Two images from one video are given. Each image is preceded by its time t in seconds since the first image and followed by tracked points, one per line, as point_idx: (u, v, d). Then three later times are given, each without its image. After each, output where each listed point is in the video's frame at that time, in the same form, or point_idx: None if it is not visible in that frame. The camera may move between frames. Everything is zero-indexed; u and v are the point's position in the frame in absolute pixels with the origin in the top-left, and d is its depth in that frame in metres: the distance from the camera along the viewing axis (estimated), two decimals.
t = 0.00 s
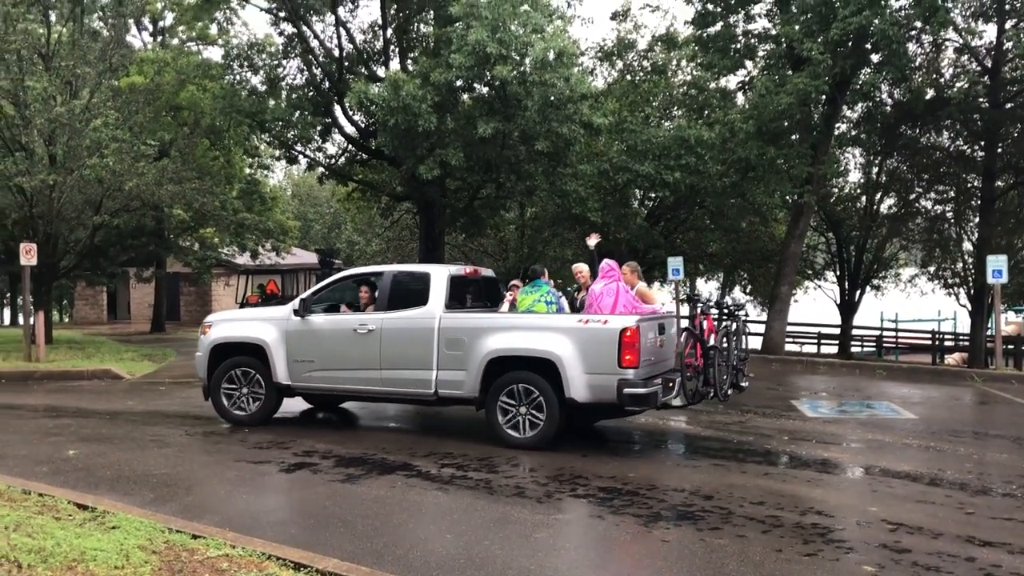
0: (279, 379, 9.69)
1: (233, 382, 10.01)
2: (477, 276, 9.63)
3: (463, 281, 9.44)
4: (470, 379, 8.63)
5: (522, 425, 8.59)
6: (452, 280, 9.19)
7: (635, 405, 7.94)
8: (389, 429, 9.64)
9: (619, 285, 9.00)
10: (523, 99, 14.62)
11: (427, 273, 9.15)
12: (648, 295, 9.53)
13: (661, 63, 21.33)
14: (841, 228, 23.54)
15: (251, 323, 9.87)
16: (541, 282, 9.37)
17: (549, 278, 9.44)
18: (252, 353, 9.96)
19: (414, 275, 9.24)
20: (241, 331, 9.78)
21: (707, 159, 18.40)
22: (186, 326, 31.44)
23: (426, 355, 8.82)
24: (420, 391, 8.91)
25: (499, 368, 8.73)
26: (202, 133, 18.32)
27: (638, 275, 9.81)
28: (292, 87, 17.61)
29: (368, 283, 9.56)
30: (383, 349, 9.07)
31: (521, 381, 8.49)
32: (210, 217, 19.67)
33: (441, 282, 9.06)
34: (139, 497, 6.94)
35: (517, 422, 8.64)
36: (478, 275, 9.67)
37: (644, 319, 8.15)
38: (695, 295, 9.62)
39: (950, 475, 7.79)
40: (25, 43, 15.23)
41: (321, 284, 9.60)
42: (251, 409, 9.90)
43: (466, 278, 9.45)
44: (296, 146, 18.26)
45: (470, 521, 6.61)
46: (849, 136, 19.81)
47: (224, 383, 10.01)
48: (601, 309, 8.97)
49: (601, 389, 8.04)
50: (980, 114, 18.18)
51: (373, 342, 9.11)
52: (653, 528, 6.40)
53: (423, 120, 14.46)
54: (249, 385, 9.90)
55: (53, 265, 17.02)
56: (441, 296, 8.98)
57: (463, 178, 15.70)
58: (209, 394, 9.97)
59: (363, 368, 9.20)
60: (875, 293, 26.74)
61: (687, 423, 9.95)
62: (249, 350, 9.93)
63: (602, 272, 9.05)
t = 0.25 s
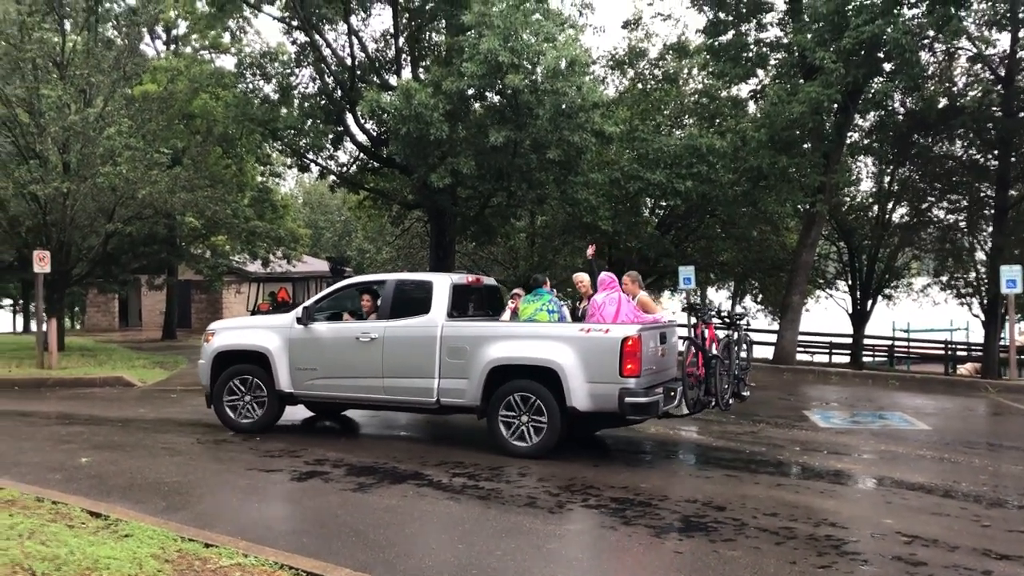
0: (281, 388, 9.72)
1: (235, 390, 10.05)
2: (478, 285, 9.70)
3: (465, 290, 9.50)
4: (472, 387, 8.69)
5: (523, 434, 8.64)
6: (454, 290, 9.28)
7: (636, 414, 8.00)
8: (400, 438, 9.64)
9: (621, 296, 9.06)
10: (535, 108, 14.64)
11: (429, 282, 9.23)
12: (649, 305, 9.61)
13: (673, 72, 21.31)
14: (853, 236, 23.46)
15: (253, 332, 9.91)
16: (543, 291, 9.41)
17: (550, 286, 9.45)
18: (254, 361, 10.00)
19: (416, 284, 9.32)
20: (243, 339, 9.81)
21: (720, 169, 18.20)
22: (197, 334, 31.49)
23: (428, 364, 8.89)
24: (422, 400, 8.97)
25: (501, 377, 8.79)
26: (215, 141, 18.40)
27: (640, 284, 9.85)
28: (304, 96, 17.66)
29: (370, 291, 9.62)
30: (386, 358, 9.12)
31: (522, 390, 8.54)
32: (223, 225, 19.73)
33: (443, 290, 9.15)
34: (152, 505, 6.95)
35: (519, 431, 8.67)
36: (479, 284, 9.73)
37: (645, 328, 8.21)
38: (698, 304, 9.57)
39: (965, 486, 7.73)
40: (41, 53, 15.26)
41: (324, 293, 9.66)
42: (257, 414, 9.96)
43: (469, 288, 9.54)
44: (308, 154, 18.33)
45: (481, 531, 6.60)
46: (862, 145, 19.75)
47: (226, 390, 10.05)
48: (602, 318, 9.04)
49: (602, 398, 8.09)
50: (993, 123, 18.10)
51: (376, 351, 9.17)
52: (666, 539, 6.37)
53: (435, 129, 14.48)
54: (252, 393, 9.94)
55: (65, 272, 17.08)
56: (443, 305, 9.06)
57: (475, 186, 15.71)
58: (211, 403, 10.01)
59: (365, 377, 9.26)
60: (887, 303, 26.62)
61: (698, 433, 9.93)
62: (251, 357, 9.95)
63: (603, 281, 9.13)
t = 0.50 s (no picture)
0: (294, 392, 9.82)
1: (248, 393, 10.15)
2: (490, 291, 9.64)
3: (477, 296, 9.50)
4: (483, 393, 8.76)
5: (533, 439, 8.69)
6: (465, 295, 9.33)
7: (645, 421, 8.05)
8: (422, 443, 9.66)
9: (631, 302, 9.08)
10: (557, 114, 14.60)
11: (441, 288, 9.29)
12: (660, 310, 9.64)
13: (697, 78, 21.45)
14: (877, 244, 23.26)
15: (267, 336, 10.03)
16: (553, 297, 9.42)
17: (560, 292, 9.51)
18: (267, 365, 10.11)
19: (428, 290, 9.40)
20: (256, 343, 9.92)
21: (742, 175, 18.38)
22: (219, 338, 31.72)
23: (439, 370, 8.97)
24: (433, 405, 9.06)
25: (511, 383, 8.86)
26: (239, 147, 18.55)
27: (651, 290, 9.82)
28: (327, 103, 17.76)
29: (382, 297, 9.71)
30: (397, 363, 9.22)
31: (532, 395, 8.59)
32: (247, 231, 19.87)
33: (454, 296, 9.21)
34: (178, 508, 7.01)
35: (529, 436, 8.72)
36: (491, 290, 9.68)
37: (656, 335, 8.25)
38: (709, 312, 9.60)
39: (994, 498, 7.63)
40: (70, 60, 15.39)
41: (337, 298, 9.77)
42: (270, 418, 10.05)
43: (481, 293, 9.53)
44: (331, 160, 18.44)
45: (505, 538, 6.61)
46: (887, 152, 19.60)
47: (239, 396, 10.14)
48: (612, 325, 9.06)
49: (611, 405, 8.15)
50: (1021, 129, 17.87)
51: (387, 356, 9.26)
52: (690, 548, 6.34)
53: (458, 135, 14.52)
54: (265, 397, 10.03)
55: (92, 277, 17.27)
56: (454, 311, 9.13)
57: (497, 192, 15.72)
58: (225, 408, 10.12)
59: (377, 382, 9.36)
60: (912, 311, 26.36)
61: (722, 441, 9.87)
62: (265, 361, 10.07)
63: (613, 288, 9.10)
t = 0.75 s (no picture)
0: (308, 392, 9.85)
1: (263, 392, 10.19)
2: (505, 291, 9.63)
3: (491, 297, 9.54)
4: (496, 393, 8.80)
5: (546, 440, 8.70)
6: (480, 296, 9.34)
7: (659, 422, 8.07)
8: (445, 444, 9.66)
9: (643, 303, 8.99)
10: (582, 114, 14.66)
11: (455, 289, 9.32)
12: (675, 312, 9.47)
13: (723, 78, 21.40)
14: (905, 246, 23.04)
15: (282, 336, 10.08)
16: (567, 297, 9.62)
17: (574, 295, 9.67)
18: (281, 365, 10.15)
19: (442, 291, 9.44)
20: (271, 342, 9.97)
21: (769, 176, 18.23)
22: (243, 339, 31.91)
23: (453, 370, 9.01)
24: (447, 406, 9.10)
25: (525, 383, 8.88)
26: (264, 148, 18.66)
27: (664, 291, 9.54)
28: (352, 104, 17.89)
29: (396, 297, 9.76)
30: (411, 363, 9.25)
31: (546, 396, 8.63)
32: (272, 232, 19.97)
33: (468, 297, 9.24)
34: (206, 507, 7.04)
35: (542, 437, 8.74)
36: (505, 291, 9.70)
37: (670, 336, 8.25)
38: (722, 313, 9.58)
39: None
40: (99, 62, 15.50)
41: (351, 299, 9.80)
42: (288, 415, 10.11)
43: (495, 294, 9.51)
44: (356, 161, 18.48)
45: (531, 539, 6.58)
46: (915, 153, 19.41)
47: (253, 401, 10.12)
48: (625, 326, 9.00)
49: (625, 406, 8.17)
50: None
51: (401, 356, 9.30)
52: (718, 552, 6.29)
53: (482, 136, 14.51)
54: (279, 396, 10.04)
55: (119, 277, 17.41)
56: (468, 311, 9.17)
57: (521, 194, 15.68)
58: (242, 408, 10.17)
59: (391, 382, 9.39)
60: (940, 314, 26.06)
61: (747, 444, 9.79)
62: (279, 361, 10.12)
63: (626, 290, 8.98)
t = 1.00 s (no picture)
0: (326, 387, 9.93)
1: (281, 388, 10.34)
2: (522, 288, 9.74)
3: (508, 293, 9.58)
4: (513, 390, 8.82)
5: (563, 437, 8.72)
6: (497, 292, 9.37)
7: (675, 420, 8.01)
8: (474, 441, 9.67)
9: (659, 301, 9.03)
10: (613, 111, 14.65)
11: (472, 285, 9.33)
12: (691, 311, 9.46)
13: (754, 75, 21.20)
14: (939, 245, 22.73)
15: (300, 332, 10.16)
16: (584, 296, 9.62)
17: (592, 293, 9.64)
18: (299, 360, 10.24)
19: (460, 287, 9.45)
20: (290, 338, 10.05)
21: (801, 174, 18.36)
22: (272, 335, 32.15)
23: (471, 366, 9.04)
24: (464, 402, 9.13)
25: (542, 380, 8.88)
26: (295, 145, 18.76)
27: (681, 290, 9.53)
28: (383, 102, 18.03)
29: (414, 293, 9.81)
30: (428, 359, 9.29)
31: (562, 393, 8.62)
32: (303, 229, 20.08)
33: (485, 294, 9.25)
34: (239, 502, 7.10)
35: (560, 434, 8.76)
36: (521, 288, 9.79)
37: (687, 334, 8.18)
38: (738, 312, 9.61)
39: None
40: (133, 60, 15.66)
41: (369, 295, 9.87)
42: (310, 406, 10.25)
43: (511, 291, 9.59)
44: (387, 159, 18.53)
45: (563, 538, 6.57)
46: (951, 151, 19.14)
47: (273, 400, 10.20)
48: (641, 324, 9.05)
49: (641, 404, 8.13)
50: None
51: (419, 352, 9.34)
52: (752, 553, 6.24)
53: (513, 133, 14.48)
54: (299, 390, 10.19)
55: (152, 273, 17.57)
56: (485, 308, 9.18)
57: (551, 191, 15.63)
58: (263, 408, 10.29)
59: (408, 378, 9.45)
60: (975, 314, 25.68)
61: (779, 445, 9.70)
62: (298, 357, 10.21)
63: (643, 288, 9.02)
